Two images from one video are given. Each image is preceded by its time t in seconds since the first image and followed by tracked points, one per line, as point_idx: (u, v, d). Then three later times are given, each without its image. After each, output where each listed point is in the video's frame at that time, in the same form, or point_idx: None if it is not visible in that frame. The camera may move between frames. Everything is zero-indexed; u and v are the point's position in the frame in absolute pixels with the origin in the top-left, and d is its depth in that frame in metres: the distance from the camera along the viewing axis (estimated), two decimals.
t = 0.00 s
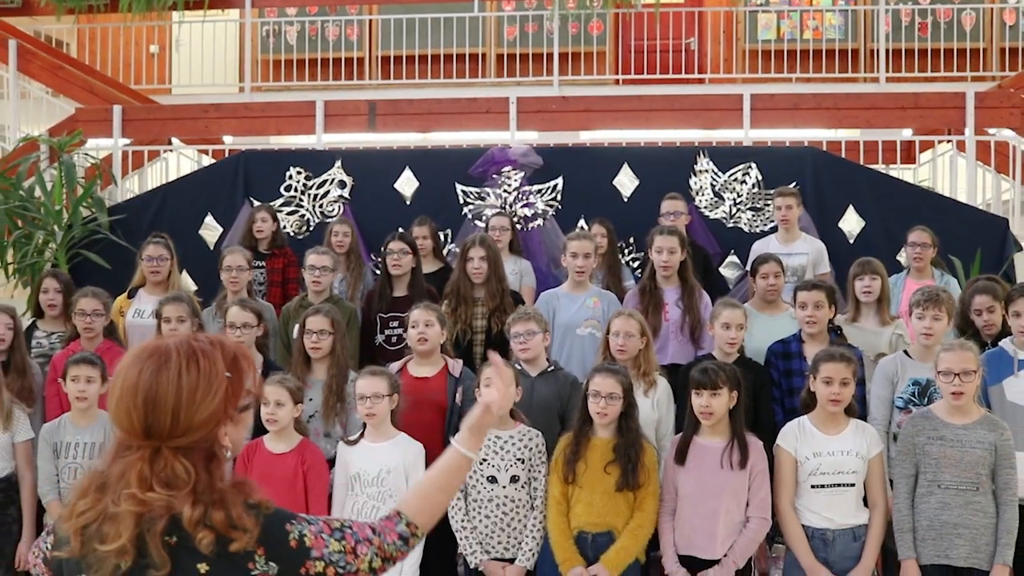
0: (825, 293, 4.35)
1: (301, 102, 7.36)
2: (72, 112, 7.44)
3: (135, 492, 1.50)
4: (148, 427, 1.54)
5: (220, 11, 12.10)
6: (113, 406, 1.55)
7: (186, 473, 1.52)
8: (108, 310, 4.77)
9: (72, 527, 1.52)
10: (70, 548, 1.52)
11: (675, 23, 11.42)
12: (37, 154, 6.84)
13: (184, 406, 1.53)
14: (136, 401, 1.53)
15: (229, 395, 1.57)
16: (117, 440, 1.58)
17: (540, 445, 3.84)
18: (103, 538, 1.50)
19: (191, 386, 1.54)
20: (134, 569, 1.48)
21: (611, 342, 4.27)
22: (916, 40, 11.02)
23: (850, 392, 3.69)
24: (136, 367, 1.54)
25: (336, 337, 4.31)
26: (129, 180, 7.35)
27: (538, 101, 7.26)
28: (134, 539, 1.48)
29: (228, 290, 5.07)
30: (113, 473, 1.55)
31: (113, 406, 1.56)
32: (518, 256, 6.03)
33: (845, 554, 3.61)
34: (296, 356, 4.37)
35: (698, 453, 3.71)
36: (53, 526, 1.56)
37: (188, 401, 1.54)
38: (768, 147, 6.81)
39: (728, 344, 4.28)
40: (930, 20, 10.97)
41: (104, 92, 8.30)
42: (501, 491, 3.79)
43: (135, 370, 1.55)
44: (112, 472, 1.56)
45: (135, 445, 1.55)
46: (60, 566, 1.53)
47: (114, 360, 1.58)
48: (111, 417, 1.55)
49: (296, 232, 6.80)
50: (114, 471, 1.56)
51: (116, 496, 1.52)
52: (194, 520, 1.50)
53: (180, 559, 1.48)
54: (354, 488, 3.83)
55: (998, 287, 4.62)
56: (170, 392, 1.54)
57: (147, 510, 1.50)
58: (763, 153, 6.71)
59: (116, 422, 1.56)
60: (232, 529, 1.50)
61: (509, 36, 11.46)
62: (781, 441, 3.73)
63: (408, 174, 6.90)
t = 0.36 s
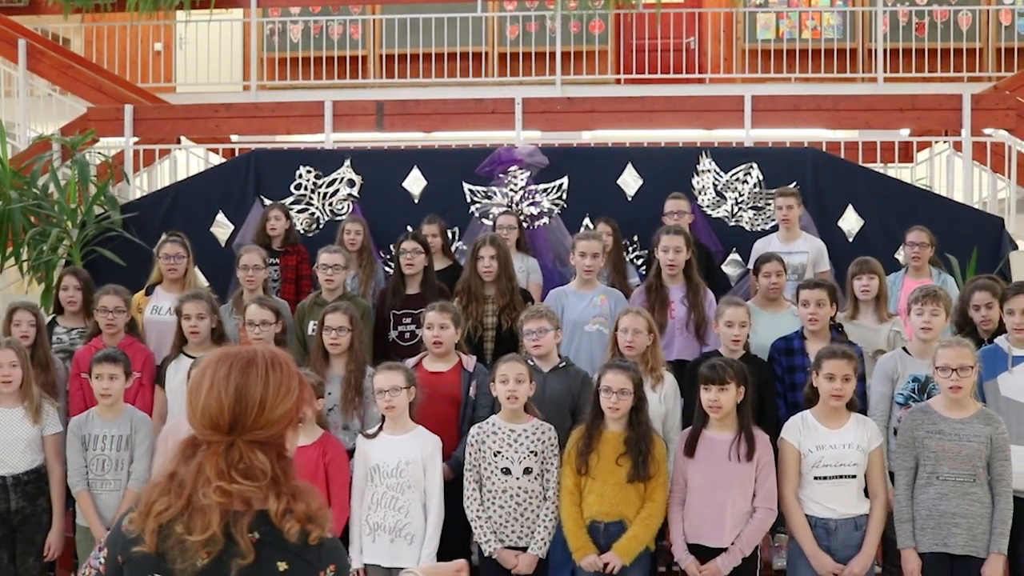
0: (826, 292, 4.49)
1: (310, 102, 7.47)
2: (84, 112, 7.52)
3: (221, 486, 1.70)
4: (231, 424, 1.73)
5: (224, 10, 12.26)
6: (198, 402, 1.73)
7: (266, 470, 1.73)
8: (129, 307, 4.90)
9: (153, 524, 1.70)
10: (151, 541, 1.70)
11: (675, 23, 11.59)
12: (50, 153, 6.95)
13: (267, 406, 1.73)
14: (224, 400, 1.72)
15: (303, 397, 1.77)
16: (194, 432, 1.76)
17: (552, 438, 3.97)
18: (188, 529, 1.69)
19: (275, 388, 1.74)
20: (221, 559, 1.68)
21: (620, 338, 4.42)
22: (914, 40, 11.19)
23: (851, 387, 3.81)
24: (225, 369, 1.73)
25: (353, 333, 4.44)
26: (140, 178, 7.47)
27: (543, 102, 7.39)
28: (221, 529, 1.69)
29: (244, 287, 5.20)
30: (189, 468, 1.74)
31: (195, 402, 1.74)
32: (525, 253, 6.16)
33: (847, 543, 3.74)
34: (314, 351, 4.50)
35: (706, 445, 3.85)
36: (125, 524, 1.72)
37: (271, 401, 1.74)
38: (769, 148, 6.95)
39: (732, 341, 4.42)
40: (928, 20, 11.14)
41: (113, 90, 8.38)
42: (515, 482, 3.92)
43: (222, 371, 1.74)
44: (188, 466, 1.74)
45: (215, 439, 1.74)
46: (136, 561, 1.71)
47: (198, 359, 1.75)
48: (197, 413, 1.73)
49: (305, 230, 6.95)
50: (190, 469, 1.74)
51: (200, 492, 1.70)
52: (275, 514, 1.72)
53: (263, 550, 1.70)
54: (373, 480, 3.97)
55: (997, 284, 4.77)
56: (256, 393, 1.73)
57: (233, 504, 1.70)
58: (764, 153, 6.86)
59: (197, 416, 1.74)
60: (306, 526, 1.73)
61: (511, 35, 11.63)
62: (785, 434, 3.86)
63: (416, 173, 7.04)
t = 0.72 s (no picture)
0: (823, 290, 4.61)
1: (308, 101, 7.53)
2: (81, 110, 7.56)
3: (278, 468, 1.78)
4: (280, 406, 1.82)
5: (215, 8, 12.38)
6: (246, 390, 1.82)
7: (317, 447, 1.82)
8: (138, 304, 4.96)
9: (214, 512, 1.79)
10: (213, 527, 1.79)
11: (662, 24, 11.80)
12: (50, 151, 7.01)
13: (313, 386, 1.83)
14: (272, 383, 1.81)
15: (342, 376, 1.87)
16: (242, 418, 1.84)
17: (559, 431, 4.08)
18: (250, 513, 1.77)
19: (317, 369, 1.84)
20: (285, 535, 1.78)
21: (623, 335, 4.54)
22: (899, 41, 11.42)
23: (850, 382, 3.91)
24: (270, 355, 1.82)
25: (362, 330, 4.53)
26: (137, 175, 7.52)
27: (538, 102, 7.48)
28: (283, 508, 1.77)
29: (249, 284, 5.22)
30: (242, 454, 1.82)
31: (241, 388, 1.83)
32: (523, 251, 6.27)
33: (846, 532, 3.87)
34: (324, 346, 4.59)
35: (710, 439, 3.97)
36: (185, 513, 1.81)
37: (314, 381, 1.84)
38: (761, 148, 7.08)
39: (732, 339, 4.54)
40: (913, 21, 11.37)
41: (110, 88, 8.42)
42: (524, 475, 4.03)
43: (266, 357, 1.83)
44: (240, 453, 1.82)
45: (264, 422, 1.82)
46: (202, 545, 1.80)
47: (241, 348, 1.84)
48: (247, 400, 1.82)
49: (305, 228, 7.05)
50: (242, 455, 1.82)
51: (257, 476, 1.79)
52: (331, 489, 1.81)
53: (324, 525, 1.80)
54: (386, 472, 4.07)
55: (989, 282, 4.90)
56: (301, 373, 1.82)
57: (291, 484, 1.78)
58: (756, 153, 6.97)
59: (245, 402, 1.82)
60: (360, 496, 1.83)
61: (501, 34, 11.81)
62: (785, 428, 3.97)
63: (413, 172, 7.14)
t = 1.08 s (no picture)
0: (810, 288, 4.75)
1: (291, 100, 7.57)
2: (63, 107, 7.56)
3: (332, 449, 1.96)
4: (331, 390, 1.99)
5: (188, 5, 12.41)
6: (300, 375, 1.99)
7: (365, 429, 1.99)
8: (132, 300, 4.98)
9: (270, 496, 1.96)
10: (271, 510, 1.96)
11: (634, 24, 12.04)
12: (33, 147, 7.00)
13: (361, 370, 2.00)
14: (323, 368, 1.99)
15: (383, 360, 2.05)
16: (293, 403, 2.01)
17: (555, 425, 4.17)
18: (306, 495, 1.95)
19: (364, 354, 2.01)
20: (338, 516, 1.96)
21: (615, 331, 4.65)
22: (869, 44, 11.72)
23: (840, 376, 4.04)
24: (321, 342, 1.99)
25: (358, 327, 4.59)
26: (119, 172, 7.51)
27: (520, 102, 7.58)
28: (337, 489, 1.95)
29: (241, 280, 5.26)
30: (294, 439, 1.99)
31: (292, 374, 2.00)
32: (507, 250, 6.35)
33: (834, 522, 3.98)
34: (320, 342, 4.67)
35: (703, 432, 4.08)
36: (241, 500, 1.98)
37: (361, 366, 2.01)
38: (739, 148, 7.21)
39: (721, 335, 4.67)
40: (882, 24, 11.69)
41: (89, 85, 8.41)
42: (522, 468, 4.11)
43: (316, 344, 2.00)
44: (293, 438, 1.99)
45: (315, 406, 2.00)
46: (259, 530, 1.97)
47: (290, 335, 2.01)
48: (301, 385, 1.99)
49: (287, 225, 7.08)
50: (295, 440, 1.99)
51: (312, 459, 1.96)
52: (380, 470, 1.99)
53: (375, 504, 1.98)
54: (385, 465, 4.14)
55: (967, 281, 5.06)
56: (350, 359, 2.00)
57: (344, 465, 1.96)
58: (734, 154, 7.11)
59: (298, 388, 2.00)
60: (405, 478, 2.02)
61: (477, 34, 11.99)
62: (776, 421, 4.09)
63: (396, 170, 7.20)
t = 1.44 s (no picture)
0: (790, 285, 4.89)
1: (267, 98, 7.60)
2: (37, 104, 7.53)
3: (384, 453, 2.04)
4: (385, 404, 2.08)
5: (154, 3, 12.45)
6: (357, 387, 2.06)
7: (413, 435, 2.09)
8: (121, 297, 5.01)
9: (318, 492, 2.03)
10: (318, 506, 2.02)
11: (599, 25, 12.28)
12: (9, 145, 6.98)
13: (412, 382, 2.10)
14: (382, 382, 2.07)
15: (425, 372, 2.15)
16: (346, 413, 2.07)
17: (548, 418, 4.25)
18: (355, 492, 2.02)
19: (415, 367, 2.11)
20: (385, 511, 2.03)
21: (601, 326, 4.76)
22: (831, 46, 12.07)
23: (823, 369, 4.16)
24: (379, 356, 2.07)
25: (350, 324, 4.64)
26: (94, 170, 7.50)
27: (496, 101, 7.67)
28: (386, 487, 2.03)
29: (228, 277, 5.31)
30: (344, 444, 2.06)
31: (350, 387, 2.07)
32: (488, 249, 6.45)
33: (817, 510, 4.11)
34: (311, 337, 4.74)
35: (692, 424, 4.21)
36: (287, 496, 2.05)
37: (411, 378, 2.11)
38: (713, 148, 7.35)
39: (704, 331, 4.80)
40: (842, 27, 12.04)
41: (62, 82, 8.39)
42: (516, 460, 4.19)
43: (372, 357, 2.08)
44: (342, 445, 2.06)
45: (369, 418, 2.07)
46: (305, 525, 2.04)
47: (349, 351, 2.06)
48: (358, 395, 2.06)
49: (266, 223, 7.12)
50: (343, 443, 2.07)
51: (363, 460, 2.04)
52: (427, 467, 2.08)
53: (421, 499, 2.06)
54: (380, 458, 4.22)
55: (939, 279, 5.23)
56: (404, 372, 2.09)
57: (394, 464, 2.04)
58: (707, 154, 7.25)
59: (354, 399, 2.07)
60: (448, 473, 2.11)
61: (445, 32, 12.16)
62: (761, 413, 4.21)
63: (374, 169, 7.25)
